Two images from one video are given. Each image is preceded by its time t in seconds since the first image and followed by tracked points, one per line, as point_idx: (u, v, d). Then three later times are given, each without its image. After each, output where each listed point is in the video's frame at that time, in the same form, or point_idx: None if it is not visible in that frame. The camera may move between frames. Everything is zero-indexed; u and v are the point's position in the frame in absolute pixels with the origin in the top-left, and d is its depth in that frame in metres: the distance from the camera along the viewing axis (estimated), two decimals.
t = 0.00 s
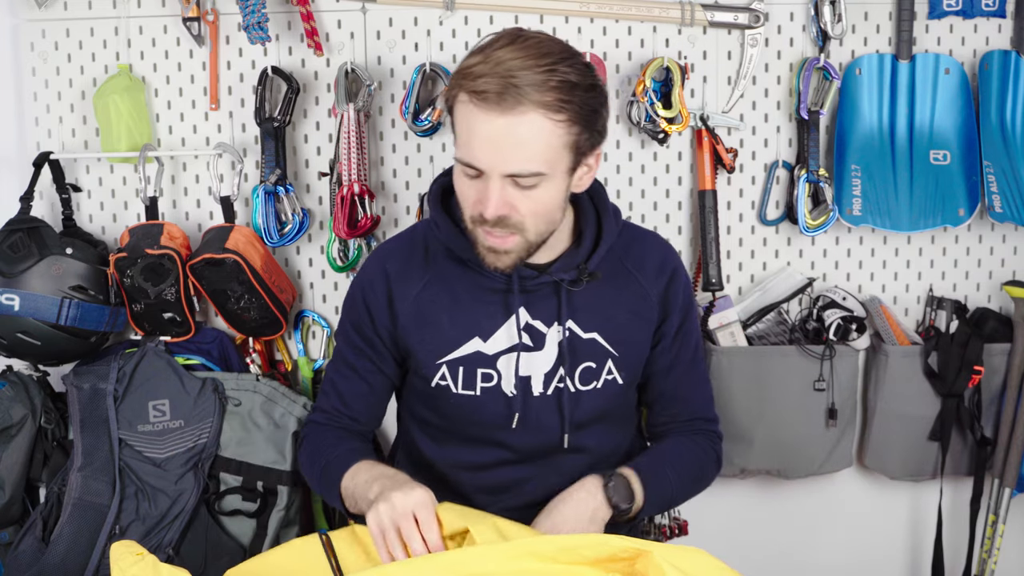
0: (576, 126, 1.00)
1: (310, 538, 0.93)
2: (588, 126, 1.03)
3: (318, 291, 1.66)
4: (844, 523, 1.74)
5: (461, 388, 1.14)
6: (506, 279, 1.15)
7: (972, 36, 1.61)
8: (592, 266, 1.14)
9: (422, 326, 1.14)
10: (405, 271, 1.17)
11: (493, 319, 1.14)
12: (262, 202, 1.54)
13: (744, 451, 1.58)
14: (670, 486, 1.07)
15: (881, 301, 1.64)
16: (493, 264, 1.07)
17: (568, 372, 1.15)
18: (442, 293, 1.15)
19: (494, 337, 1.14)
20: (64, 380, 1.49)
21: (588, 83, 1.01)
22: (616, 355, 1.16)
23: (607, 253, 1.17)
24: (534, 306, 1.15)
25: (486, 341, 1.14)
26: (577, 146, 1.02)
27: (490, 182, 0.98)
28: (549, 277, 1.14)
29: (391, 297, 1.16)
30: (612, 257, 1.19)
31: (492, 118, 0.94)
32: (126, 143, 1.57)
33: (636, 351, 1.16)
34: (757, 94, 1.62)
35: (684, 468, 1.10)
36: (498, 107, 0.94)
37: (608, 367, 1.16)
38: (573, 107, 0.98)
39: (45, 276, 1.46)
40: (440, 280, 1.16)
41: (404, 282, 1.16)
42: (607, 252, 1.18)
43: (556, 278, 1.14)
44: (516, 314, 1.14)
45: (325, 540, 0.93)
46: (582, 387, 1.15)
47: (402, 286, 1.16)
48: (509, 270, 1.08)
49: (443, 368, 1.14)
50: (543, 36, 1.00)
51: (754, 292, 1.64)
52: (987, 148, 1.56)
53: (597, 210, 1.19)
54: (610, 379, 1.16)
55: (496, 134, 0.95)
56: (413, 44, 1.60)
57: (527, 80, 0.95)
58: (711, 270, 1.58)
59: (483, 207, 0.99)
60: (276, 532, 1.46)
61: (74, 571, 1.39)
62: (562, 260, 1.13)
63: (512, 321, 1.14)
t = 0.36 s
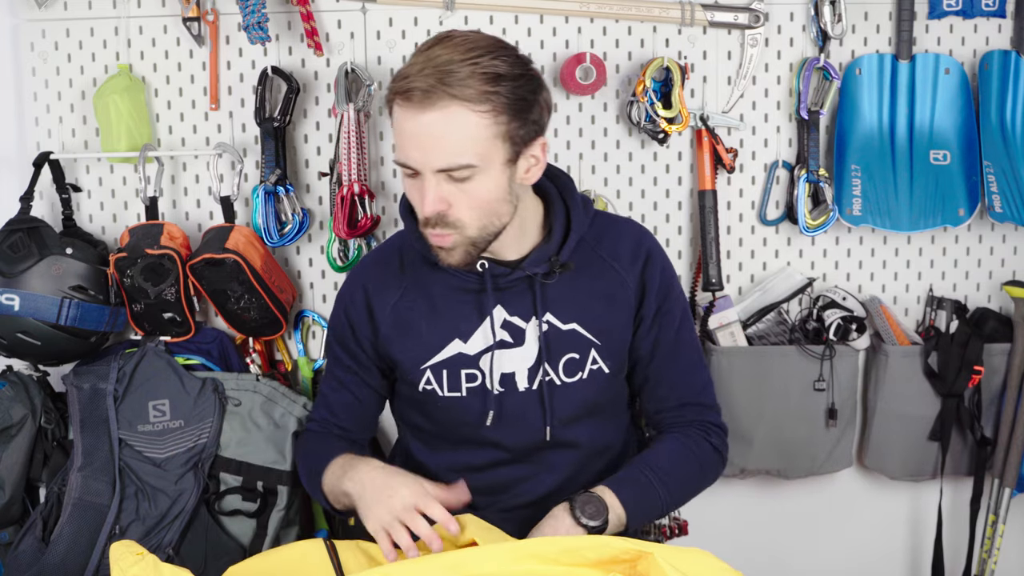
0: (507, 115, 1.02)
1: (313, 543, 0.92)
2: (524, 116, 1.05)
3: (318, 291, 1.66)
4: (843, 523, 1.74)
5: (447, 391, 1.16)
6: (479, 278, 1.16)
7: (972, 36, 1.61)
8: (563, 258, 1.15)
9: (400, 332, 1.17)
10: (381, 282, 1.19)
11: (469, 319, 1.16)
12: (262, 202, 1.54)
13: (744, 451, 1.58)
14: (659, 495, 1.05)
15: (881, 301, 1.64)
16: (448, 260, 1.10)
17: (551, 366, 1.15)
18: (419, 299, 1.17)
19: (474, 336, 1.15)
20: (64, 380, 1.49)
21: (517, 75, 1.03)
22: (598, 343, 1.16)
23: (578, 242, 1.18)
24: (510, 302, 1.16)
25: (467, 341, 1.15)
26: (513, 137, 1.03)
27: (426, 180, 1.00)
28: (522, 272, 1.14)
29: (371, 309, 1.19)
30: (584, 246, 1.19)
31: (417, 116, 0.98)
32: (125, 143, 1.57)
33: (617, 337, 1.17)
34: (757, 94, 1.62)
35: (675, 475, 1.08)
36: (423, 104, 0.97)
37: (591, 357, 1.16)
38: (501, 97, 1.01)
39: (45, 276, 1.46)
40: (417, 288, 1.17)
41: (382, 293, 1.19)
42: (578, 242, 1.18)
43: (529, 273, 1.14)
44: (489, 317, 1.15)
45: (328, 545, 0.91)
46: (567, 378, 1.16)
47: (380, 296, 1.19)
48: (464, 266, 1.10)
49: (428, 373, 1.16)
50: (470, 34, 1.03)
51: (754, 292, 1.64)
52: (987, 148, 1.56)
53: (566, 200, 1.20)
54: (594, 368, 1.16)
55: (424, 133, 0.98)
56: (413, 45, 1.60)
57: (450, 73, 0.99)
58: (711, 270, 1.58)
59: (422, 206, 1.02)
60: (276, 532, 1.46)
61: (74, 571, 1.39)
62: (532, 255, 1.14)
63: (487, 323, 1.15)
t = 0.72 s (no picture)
0: (458, 117, 1.02)
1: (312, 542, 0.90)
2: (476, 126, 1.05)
3: (318, 291, 1.67)
4: (843, 523, 1.74)
5: (433, 400, 1.18)
6: (458, 287, 1.18)
7: (972, 37, 1.61)
8: (540, 266, 1.16)
9: (385, 339, 1.20)
10: (367, 291, 1.23)
11: (449, 328, 1.18)
12: (262, 202, 1.54)
13: (744, 451, 1.58)
14: (628, 508, 1.06)
15: (881, 301, 1.64)
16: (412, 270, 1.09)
17: (535, 373, 1.16)
18: (402, 307, 1.20)
19: (456, 345, 1.17)
20: (64, 380, 1.49)
21: (468, 84, 1.05)
22: (582, 349, 1.16)
23: (557, 247, 1.18)
24: (489, 311, 1.18)
25: (450, 350, 1.18)
26: (468, 141, 1.04)
27: (379, 188, 1.02)
28: (500, 280, 1.16)
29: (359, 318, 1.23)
30: (563, 251, 1.19)
31: (366, 123, 1.00)
32: (125, 143, 1.57)
33: (601, 341, 1.17)
34: (757, 94, 1.62)
35: (647, 490, 1.08)
36: (371, 111, 0.99)
37: (575, 364, 1.16)
38: (451, 100, 1.01)
39: (45, 276, 1.46)
40: (400, 296, 1.20)
41: (367, 303, 1.23)
42: (557, 248, 1.18)
43: (506, 281, 1.15)
44: (467, 327, 1.17)
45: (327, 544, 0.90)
46: (551, 385, 1.16)
47: (365, 306, 1.23)
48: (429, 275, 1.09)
49: (414, 382, 1.18)
50: (422, 46, 1.05)
51: (754, 292, 1.64)
52: (987, 148, 1.56)
53: (545, 204, 1.19)
54: (578, 375, 1.16)
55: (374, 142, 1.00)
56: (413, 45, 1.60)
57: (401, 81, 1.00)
58: (711, 270, 1.58)
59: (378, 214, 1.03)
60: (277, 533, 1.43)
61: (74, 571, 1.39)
62: (509, 263, 1.15)
63: (467, 333, 1.17)
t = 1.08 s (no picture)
0: (433, 135, 1.02)
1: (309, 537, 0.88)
2: (450, 140, 1.05)
3: (318, 291, 1.67)
4: (843, 523, 1.74)
5: (430, 407, 1.19)
6: (449, 296, 1.18)
7: (973, 36, 1.61)
8: (531, 272, 1.16)
9: (378, 348, 1.20)
10: (362, 299, 1.24)
11: (441, 336, 1.18)
12: (262, 202, 1.55)
13: (744, 451, 1.58)
14: (632, 482, 1.06)
15: (881, 301, 1.64)
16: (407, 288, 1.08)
17: (531, 379, 1.16)
18: (395, 315, 1.20)
19: (449, 352, 1.17)
20: (64, 380, 1.49)
21: (434, 98, 1.03)
22: (577, 352, 1.16)
23: (548, 251, 1.17)
24: (482, 318, 1.17)
25: (444, 358, 1.17)
26: (445, 156, 1.04)
27: (365, 217, 1.01)
28: (491, 287, 1.16)
29: (353, 329, 1.25)
30: (553, 256, 1.19)
31: (339, 157, 0.99)
32: (125, 143, 1.57)
33: (596, 345, 1.17)
34: (757, 94, 1.62)
35: (654, 466, 1.08)
36: (342, 145, 0.98)
37: (571, 367, 1.16)
38: (421, 118, 1.00)
39: (45, 276, 1.46)
40: (392, 305, 1.21)
41: (360, 313, 1.24)
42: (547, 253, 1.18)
43: (498, 289, 1.15)
44: (460, 335, 1.17)
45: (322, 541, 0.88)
46: (547, 390, 1.16)
47: (359, 316, 1.24)
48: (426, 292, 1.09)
49: (411, 391, 1.19)
50: (383, 64, 1.04)
51: (754, 292, 1.64)
52: (987, 149, 1.56)
53: (532, 207, 1.18)
54: (575, 378, 1.16)
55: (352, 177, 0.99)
56: (413, 45, 1.60)
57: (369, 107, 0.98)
58: (711, 270, 1.57)
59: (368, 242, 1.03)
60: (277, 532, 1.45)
61: (74, 571, 1.39)
62: (500, 271, 1.14)
63: (460, 341, 1.17)
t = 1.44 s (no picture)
0: (450, 134, 1.00)
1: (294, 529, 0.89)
2: (464, 133, 1.04)
3: (318, 291, 1.67)
4: (843, 523, 1.74)
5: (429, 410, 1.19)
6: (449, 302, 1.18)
7: (972, 36, 1.61)
8: (533, 277, 1.16)
9: (379, 351, 1.21)
10: (362, 303, 1.24)
11: (442, 340, 1.18)
12: (262, 202, 1.55)
13: (744, 451, 1.58)
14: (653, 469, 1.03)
15: (881, 301, 1.64)
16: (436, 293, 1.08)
17: (531, 383, 1.17)
18: (395, 318, 1.21)
19: (449, 357, 1.18)
20: (64, 380, 1.49)
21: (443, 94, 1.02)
22: (577, 357, 1.17)
23: (550, 255, 1.17)
24: (482, 322, 1.18)
25: (443, 363, 1.18)
26: (461, 153, 1.03)
27: (393, 224, 0.99)
28: (493, 293, 1.17)
29: (353, 329, 1.25)
30: (554, 260, 1.19)
31: (363, 165, 0.96)
32: (125, 143, 1.57)
33: (596, 350, 1.17)
34: (757, 94, 1.62)
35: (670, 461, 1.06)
36: (365, 151, 0.96)
37: (571, 372, 1.17)
38: (437, 117, 0.99)
39: (45, 276, 1.46)
40: (392, 309, 1.21)
41: (360, 314, 1.24)
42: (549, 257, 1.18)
43: (500, 294, 1.16)
44: (460, 341, 1.18)
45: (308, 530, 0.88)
46: (547, 395, 1.17)
47: (359, 318, 1.24)
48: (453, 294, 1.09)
49: (410, 395, 1.19)
50: (384, 73, 1.02)
51: (754, 292, 1.64)
52: (987, 148, 1.56)
53: (535, 213, 1.18)
54: (574, 383, 1.17)
55: (375, 184, 0.97)
56: (413, 45, 1.60)
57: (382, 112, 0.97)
58: (711, 270, 1.57)
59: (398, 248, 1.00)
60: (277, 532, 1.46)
61: (74, 571, 1.39)
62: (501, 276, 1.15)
63: (460, 346, 1.18)
